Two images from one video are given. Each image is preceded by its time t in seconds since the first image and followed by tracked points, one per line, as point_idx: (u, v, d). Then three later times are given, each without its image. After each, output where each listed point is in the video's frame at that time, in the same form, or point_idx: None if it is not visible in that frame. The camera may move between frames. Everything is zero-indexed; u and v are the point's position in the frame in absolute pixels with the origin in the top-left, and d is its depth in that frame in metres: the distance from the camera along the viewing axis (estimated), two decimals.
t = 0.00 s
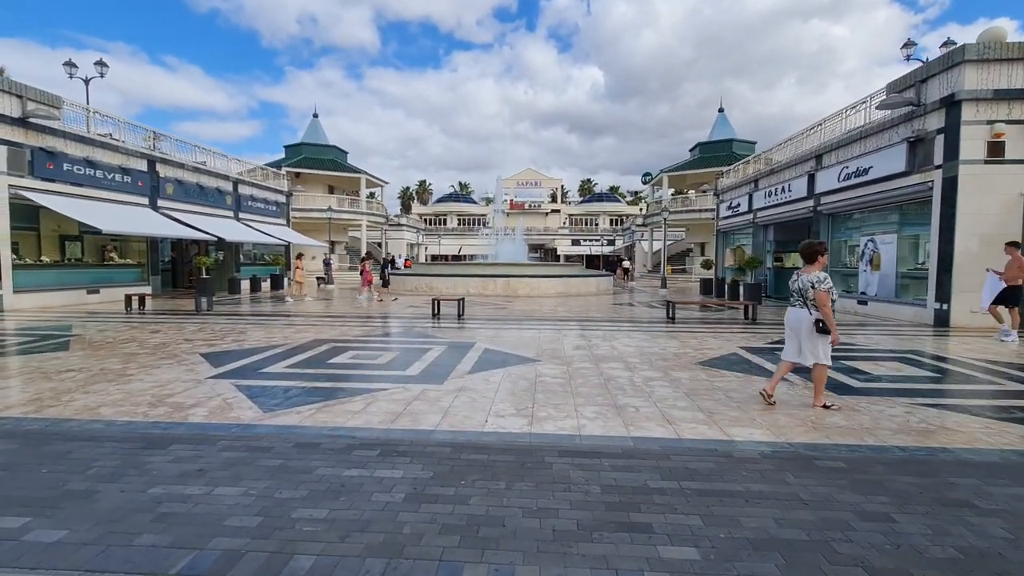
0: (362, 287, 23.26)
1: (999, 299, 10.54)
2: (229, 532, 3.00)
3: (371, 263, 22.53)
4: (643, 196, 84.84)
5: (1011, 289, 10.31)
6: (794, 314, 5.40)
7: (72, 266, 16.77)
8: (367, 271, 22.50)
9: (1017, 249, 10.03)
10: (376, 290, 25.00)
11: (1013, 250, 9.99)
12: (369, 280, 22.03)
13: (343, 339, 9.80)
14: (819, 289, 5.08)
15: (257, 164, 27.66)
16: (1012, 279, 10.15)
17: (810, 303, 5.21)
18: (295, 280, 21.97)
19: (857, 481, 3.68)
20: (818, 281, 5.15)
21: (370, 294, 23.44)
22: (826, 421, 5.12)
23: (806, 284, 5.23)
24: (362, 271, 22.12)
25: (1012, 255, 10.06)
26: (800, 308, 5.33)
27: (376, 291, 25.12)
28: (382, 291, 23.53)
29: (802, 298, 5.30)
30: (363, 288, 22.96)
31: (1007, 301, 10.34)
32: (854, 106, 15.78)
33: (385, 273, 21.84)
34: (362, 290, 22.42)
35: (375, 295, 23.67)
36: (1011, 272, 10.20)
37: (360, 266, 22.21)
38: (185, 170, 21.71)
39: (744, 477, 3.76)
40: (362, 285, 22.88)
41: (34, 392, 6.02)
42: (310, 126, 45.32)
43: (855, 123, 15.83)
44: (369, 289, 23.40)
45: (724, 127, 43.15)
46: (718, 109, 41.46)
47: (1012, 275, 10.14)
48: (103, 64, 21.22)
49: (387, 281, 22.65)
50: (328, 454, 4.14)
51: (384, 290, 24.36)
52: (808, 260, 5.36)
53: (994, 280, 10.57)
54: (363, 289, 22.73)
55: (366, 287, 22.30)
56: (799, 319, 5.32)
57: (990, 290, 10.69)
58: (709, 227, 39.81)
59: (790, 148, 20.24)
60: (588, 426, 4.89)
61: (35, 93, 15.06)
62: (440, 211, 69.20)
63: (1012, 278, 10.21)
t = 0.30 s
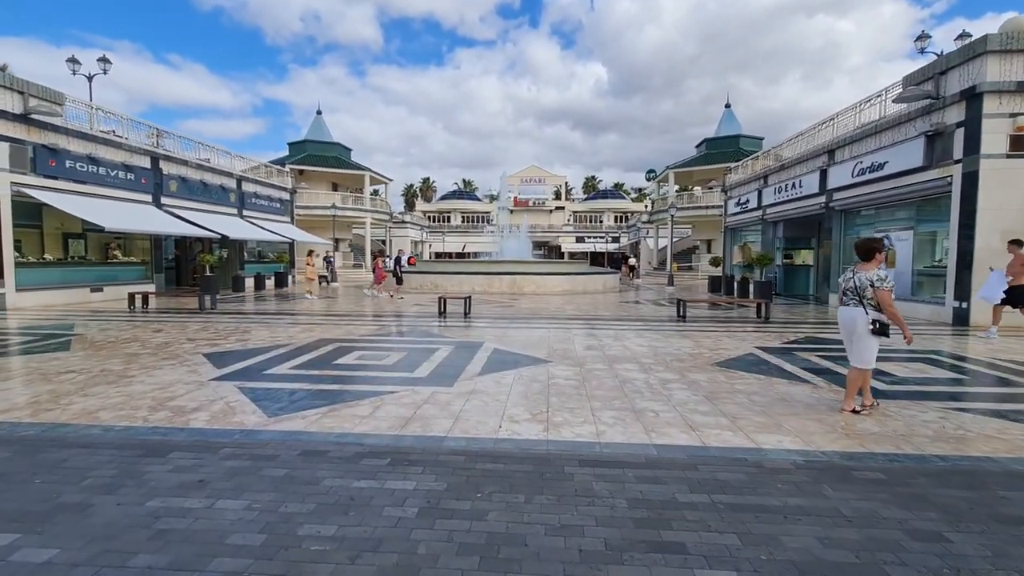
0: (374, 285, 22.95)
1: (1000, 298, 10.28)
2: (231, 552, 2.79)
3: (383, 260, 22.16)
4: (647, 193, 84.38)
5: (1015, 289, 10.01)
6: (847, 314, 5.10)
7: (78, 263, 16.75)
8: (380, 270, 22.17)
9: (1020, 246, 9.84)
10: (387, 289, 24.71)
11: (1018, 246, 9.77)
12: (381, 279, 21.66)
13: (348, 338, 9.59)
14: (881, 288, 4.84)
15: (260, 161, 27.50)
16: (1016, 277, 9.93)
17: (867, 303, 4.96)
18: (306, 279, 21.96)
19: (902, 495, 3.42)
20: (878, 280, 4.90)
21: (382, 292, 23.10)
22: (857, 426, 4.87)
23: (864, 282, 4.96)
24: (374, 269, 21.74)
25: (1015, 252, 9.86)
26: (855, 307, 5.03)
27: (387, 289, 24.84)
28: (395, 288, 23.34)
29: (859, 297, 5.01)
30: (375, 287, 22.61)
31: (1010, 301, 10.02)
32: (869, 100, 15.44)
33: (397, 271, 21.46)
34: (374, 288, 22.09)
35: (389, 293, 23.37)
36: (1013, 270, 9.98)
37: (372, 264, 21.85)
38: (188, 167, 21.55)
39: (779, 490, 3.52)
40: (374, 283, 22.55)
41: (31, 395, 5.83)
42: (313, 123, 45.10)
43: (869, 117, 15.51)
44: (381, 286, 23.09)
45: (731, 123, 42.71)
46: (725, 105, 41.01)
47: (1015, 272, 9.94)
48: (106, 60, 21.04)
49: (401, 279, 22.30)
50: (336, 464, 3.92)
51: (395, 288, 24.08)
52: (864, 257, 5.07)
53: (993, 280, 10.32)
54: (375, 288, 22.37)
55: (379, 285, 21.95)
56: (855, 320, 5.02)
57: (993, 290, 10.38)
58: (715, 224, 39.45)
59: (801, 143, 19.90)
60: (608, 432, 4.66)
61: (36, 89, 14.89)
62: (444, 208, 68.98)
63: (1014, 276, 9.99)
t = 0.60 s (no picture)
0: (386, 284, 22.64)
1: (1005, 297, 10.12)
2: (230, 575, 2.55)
3: (394, 258, 21.79)
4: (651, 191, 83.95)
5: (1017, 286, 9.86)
6: (907, 316, 4.90)
7: (86, 262, 16.78)
8: (391, 269, 21.84)
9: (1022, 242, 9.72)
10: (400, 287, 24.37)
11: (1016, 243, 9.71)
12: (393, 278, 21.33)
13: (353, 339, 9.36)
14: (945, 287, 4.65)
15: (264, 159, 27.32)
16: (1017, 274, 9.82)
17: (930, 304, 4.75)
18: (316, 278, 21.81)
19: (953, 512, 3.17)
20: (940, 279, 4.69)
21: (395, 291, 22.75)
22: (892, 433, 4.61)
23: (925, 282, 4.76)
24: (385, 268, 21.40)
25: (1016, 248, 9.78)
26: (916, 309, 4.83)
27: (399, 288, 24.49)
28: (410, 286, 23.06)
29: (920, 298, 4.81)
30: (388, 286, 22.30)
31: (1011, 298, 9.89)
32: (883, 95, 15.12)
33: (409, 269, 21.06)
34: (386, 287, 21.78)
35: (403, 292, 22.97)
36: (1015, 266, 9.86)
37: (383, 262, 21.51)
38: (191, 164, 21.36)
39: (820, 505, 3.26)
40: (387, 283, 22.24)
41: (25, 398, 5.61)
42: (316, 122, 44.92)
43: (884, 112, 15.20)
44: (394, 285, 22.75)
45: (738, 120, 42.31)
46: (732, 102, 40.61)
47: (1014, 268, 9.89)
48: (108, 57, 20.87)
49: (413, 279, 21.96)
50: (343, 474, 3.68)
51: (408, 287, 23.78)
52: (922, 255, 4.85)
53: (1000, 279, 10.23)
54: (388, 287, 22.04)
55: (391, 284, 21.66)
56: (916, 323, 4.81)
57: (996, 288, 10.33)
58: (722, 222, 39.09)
59: (812, 139, 19.58)
60: (629, 439, 4.40)
61: (37, 84, 14.70)
62: (448, 207, 68.79)
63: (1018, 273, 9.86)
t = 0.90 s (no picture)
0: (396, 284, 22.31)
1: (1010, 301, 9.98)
2: None
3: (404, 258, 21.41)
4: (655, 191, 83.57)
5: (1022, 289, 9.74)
6: (969, 319, 4.67)
7: (85, 262, 16.47)
8: (401, 269, 21.48)
9: None
10: (411, 287, 24.03)
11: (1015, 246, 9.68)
12: (404, 278, 20.97)
13: (356, 342, 9.11)
14: (1010, 288, 4.40)
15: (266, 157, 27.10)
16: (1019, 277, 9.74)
17: (994, 306, 4.51)
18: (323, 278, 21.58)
19: (1014, 540, 2.90)
20: (1006, 280, 4.46)
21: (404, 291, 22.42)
22: (930, 447, 4.34)
23: (989, 283, 4.54)
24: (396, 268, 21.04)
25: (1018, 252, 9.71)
26: (979, 312, 4.60)
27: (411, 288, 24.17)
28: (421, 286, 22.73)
29: (983, 300, 4.58)
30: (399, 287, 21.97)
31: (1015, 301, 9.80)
32: (898, 92, 14.81)
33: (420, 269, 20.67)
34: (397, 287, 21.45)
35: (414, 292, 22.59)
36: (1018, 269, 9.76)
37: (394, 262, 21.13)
38: (193, 163, 21.15)
39: (867, 533, 2.98)
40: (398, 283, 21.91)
41: (14, 406, 5.36)
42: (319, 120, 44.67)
43: (898, 110, 14.90)
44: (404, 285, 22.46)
45: (744, 119, 41.91)
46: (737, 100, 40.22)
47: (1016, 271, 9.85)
48: (109, 55, 20.68)
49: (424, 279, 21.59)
50: (347, 494, 3.42)
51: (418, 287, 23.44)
52: (988, 256, 4.65)
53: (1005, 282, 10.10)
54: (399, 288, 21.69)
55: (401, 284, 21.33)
56: (979, 326, 4.58)
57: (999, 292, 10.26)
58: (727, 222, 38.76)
59: (822, 138, 19.29)
60: (653, 455, 4.13)
61: (35, 82, 14.48)
62: (450, 207, 68.54)
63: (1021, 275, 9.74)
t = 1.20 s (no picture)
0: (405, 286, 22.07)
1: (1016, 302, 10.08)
2: None
3: (414, 258, 21.16)
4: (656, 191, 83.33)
5: None
6: None
7: (84, 262, 16.32)
8: (412, 269, 21.22)
9: None
10: (420, 288, 23.75)
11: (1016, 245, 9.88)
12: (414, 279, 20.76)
13: (360, 345, 8.87)
14: None
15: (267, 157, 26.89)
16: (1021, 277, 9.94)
17: None
18: (332, 276, 21.27)
19: None
20: None
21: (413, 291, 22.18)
22: (971, 458, 4.09)
23: None
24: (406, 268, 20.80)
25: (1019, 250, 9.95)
26: None
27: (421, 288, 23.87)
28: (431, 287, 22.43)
29: None
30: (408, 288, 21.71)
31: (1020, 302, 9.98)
32: (911, 89, 14.57)
33: (430, 270, 20.38)
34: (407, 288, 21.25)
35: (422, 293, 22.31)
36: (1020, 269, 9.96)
37: (404, 262, 20.90)
38: (194, 163, 20.95)
39: (921, 557, 2.74)
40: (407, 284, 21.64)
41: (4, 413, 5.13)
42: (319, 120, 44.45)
43: (911, 107, 14.67)
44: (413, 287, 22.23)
45: (747, 118, 41.65)
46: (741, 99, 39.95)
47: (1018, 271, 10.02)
48: (109, 53, 20.47)
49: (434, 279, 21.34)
50: (354, 511, 3.18)
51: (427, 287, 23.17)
52: None
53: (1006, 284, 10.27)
54: (409, 289, 21.38)
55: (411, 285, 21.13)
56: None
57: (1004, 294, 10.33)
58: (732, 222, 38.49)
59: (830, 137, 19.06)
60: (679, 467, 3.90)
61: (34, 79, 14.27)
62: (452, 207, 68.34)
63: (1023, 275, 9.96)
